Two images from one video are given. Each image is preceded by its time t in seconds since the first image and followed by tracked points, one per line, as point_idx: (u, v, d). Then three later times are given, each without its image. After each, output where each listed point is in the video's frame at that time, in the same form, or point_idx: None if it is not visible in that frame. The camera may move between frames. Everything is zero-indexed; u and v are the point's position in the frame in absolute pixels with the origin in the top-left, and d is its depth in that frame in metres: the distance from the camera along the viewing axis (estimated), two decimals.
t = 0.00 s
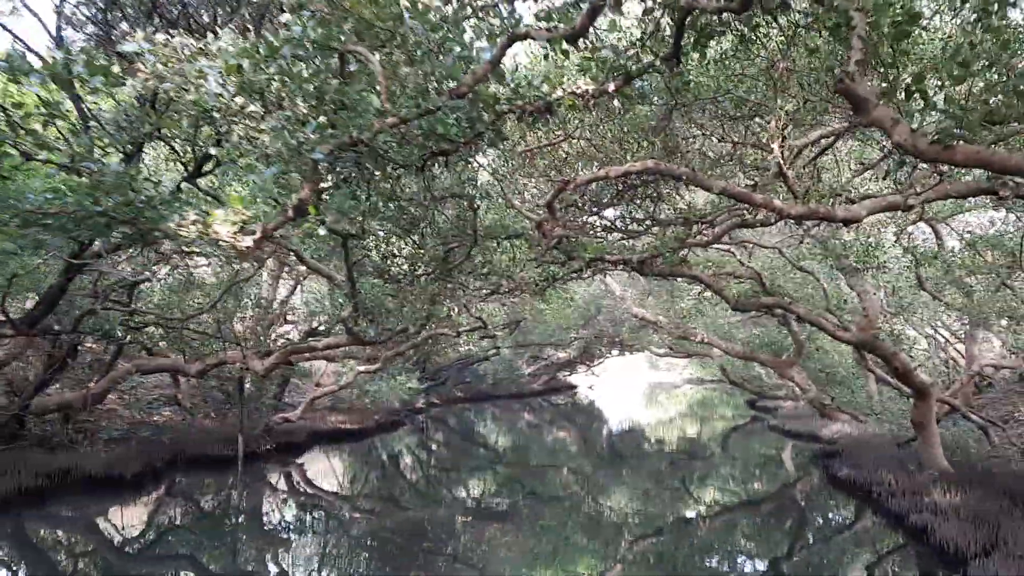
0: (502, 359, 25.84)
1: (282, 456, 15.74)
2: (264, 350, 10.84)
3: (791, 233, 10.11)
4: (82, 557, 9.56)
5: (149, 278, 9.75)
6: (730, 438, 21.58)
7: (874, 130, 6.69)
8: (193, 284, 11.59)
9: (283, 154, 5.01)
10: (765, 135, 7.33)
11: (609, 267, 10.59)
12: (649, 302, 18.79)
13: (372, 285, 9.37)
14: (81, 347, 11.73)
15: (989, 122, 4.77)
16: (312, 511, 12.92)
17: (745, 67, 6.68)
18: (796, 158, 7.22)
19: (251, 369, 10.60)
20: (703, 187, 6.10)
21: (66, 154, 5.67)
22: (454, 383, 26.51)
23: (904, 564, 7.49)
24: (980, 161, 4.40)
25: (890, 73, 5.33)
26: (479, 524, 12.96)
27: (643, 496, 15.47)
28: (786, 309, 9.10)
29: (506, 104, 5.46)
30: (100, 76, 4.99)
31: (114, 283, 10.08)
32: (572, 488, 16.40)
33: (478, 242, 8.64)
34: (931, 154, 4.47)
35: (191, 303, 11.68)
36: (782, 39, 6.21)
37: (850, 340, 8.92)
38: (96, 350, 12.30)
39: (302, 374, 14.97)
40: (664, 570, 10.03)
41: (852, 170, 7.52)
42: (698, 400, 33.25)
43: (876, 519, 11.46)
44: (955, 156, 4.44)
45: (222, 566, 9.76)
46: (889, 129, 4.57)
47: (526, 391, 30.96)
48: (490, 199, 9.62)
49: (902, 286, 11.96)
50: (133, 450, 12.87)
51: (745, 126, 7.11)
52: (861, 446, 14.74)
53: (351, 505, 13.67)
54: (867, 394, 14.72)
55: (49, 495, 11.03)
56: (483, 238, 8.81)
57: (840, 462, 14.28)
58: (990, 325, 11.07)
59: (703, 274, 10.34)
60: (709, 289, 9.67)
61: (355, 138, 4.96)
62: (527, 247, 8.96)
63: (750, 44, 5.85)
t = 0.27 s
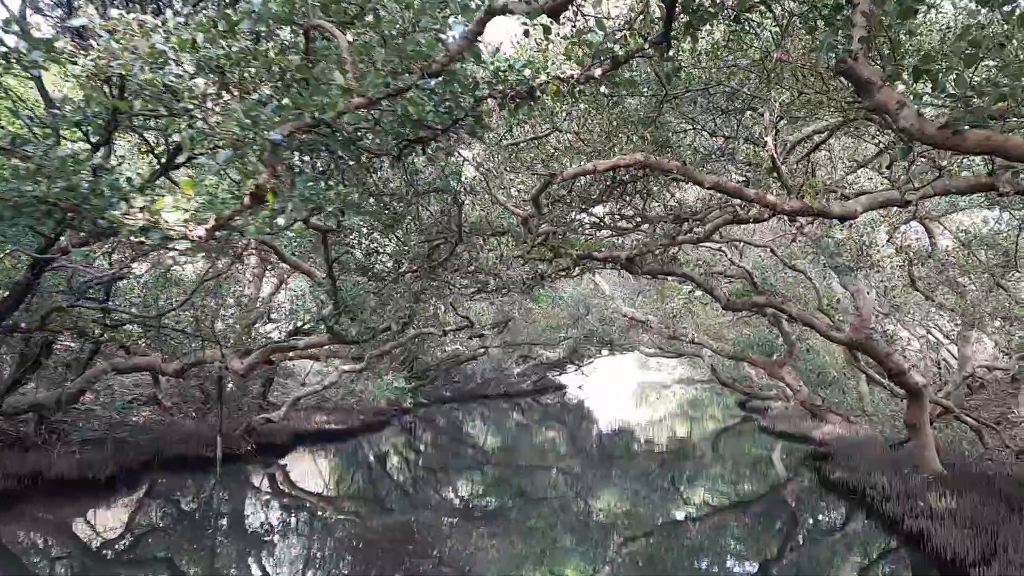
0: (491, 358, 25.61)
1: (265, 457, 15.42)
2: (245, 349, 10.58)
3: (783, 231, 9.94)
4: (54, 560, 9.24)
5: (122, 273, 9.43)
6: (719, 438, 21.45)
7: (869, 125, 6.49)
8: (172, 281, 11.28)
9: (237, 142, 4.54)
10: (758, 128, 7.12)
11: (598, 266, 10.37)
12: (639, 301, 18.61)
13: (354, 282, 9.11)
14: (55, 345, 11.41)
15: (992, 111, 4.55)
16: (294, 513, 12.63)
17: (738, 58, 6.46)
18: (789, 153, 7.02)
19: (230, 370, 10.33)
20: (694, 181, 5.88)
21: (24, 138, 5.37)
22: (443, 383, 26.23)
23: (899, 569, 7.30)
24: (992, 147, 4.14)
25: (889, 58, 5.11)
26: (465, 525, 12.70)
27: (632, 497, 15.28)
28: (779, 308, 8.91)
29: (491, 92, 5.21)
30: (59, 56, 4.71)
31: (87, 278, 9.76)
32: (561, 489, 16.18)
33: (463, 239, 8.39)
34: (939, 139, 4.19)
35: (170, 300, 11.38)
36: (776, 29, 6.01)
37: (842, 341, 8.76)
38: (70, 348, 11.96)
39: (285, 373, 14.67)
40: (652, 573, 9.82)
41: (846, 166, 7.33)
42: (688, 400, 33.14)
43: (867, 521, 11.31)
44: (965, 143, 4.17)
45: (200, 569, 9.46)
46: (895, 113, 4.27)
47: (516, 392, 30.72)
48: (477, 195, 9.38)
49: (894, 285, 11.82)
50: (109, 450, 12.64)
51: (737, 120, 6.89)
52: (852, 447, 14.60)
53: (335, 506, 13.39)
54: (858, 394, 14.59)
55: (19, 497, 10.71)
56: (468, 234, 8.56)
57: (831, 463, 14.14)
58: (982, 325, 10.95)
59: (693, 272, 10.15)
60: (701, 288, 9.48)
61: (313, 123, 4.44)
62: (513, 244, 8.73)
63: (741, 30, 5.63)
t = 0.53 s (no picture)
0: (480, 359, 25.34)
1: (247, 459, 15.09)
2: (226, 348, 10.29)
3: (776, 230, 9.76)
4: (27, 565, 8.93)
5: (97, 270, 9.14)
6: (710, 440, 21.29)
7: (866, 119, 6.30)
8: (149, 278, 10.95)
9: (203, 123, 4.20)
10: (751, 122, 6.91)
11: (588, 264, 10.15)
12: (629, 302, 18.41)
13: (336, 279, 8.83)
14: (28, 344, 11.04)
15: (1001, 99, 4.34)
16: (278, 516, 12.34)
17: (732, 49, 6.27)
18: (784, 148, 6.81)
19: (208, 370, 10.01)
20: (686, 175, 5.66)
21: None
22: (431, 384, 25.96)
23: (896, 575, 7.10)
24: (1012, 130, 3.83)
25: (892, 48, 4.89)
26: (453, 529, 12.44)
27: (622, 499, 15.06)
28: (771, 308, 8.71)
29: (475, 78, 4.97)
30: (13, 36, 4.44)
31: (60, 275, 9.46)
32: (550, 491, 15.96)
33: (448, 236, 8.16)
34: (953, 122, 3.99)
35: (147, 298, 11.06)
36: (771, 19, 5.82)
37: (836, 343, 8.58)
38: (44, 348, 11.59)
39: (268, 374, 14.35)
40: None
41: (841, 162, 7.14)
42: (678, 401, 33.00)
43: (860, 524, 11.14)
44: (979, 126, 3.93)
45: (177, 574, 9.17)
46: (905, 94, 4.19)
47: (505, 393, 30.47)
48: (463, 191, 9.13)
49: (886, 286, 11.67)
50: (83, 453, 12.25)
51: (729, 115, 6.70)
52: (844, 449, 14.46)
53: (320, 509, 13.09)
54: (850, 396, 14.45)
55: None
56: (454, 230, 8.31)
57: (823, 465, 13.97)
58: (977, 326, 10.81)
59: (684, 272, 9.95)
60: (692, 288, 9.27)
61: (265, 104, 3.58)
62: (500, 241, 8.49)
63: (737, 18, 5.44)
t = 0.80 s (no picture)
0: (471, 360, 25.05)
1: (231, 462, 14.75)
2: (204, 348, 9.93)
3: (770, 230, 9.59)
4: None
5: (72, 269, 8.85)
6: (701, 443, 21.09)
7: (865, 113, 6.09)
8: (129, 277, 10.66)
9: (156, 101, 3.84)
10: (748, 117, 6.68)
11: (578, 264, 9.91)
12: (621, 303, 18.22)
13: (319, 278, 8.55)
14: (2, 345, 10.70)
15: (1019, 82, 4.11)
16: (263, 520, 12.06)
17: (729, 40, 6.08)
18: (780, 144, 6.59)
19: (187, 371, 9.67)
20: (680, 170, 5.42)
21: None
22: (421, 385, 25.70)
23: None
24: None
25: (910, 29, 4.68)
26: (442, 533, 12.18)
27: (613, 502, 14.83)
28: (766, 308, 8.50)
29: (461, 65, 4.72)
30: None
31: (34, 274, 9.16)
32: (541, 494, 15.74)
33: (435, 233, 7.93)
34: (975, 102, 3.78)
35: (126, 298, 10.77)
36: (770, 8, 5.64)
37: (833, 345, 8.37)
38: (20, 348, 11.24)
39: (252, 375, 14.03)
40: None
41: (838, 159, 6.94)
42: (670, 403, 32.83)
43: (853, 528, 10.97)
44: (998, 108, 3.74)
45: None
46: (921, 72, 3.85)
47: (496, 395, 30.19)
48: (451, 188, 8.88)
49: (881, 286, 11.48)
50: (57, 456, 11.90)
51: (725, 109, 6.50)
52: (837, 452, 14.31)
53: (306, 513, 12.82)
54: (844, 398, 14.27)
55: None
56: (440, 227, 8.05)
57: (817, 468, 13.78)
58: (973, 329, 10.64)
59: (677, 272, 9.77)
60: (686, 287, 9.06)
61: (217, 77, 3.34)
62: (487, 239, 8.24)
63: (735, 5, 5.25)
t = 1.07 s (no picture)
0: (462, 362, 24.76)
1: (216, 465, 14.46)
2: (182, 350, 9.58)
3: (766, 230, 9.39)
4: None
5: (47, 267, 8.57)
6: (695, 445, 20.91)
7: (866, 107, 5.90)
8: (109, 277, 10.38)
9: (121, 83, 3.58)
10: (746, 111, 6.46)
11: (570, 264, 9.70)
12: (614, 305, 18.02)
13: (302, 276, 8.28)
14: None
15: None
16: (249, 524, 11.76)
17: (725, 30, 5.89)
18: (778, 138, 6.40)
19: (167, 373, 9.26)
20: (676, 162, 5.22)
21: None
22: (412, 387, 25.41)
23: None
24: None
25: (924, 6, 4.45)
26: (433, 536, 11.91)
27: (606, 505, 14.60)
28: (761, 307, 8.30)
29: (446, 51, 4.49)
30: None
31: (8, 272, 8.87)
32: (534, 496, 15.50)
33: (422, 231, 7.69)
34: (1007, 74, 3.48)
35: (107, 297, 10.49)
36: None
37: (833, 346, 8.18)
38: None
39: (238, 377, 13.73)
40: None
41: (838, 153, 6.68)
42: (662, 404, 32.64)
43: (849, 533, 10.79)
44: (1004, 81, 3.19)
45: None
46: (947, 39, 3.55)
47: (488, 397, 29.91)
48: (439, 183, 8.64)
49: (877, 289, 11.31)
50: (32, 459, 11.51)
51: (721, 101, 6.30)
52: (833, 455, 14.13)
53: (293, 517, 12.53)
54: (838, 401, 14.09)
55: None
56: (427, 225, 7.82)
57: (813, 472, 13.59)
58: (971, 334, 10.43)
59: (671, 272, 9.55)
60: (679, 287, 8.85)
61: (176, 45, 3.07)
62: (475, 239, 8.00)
63: None
